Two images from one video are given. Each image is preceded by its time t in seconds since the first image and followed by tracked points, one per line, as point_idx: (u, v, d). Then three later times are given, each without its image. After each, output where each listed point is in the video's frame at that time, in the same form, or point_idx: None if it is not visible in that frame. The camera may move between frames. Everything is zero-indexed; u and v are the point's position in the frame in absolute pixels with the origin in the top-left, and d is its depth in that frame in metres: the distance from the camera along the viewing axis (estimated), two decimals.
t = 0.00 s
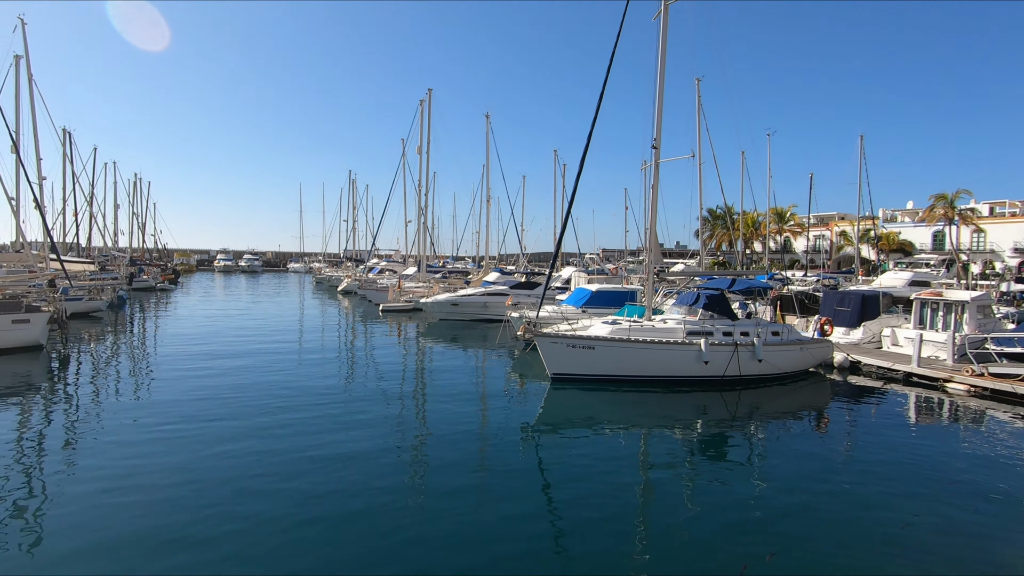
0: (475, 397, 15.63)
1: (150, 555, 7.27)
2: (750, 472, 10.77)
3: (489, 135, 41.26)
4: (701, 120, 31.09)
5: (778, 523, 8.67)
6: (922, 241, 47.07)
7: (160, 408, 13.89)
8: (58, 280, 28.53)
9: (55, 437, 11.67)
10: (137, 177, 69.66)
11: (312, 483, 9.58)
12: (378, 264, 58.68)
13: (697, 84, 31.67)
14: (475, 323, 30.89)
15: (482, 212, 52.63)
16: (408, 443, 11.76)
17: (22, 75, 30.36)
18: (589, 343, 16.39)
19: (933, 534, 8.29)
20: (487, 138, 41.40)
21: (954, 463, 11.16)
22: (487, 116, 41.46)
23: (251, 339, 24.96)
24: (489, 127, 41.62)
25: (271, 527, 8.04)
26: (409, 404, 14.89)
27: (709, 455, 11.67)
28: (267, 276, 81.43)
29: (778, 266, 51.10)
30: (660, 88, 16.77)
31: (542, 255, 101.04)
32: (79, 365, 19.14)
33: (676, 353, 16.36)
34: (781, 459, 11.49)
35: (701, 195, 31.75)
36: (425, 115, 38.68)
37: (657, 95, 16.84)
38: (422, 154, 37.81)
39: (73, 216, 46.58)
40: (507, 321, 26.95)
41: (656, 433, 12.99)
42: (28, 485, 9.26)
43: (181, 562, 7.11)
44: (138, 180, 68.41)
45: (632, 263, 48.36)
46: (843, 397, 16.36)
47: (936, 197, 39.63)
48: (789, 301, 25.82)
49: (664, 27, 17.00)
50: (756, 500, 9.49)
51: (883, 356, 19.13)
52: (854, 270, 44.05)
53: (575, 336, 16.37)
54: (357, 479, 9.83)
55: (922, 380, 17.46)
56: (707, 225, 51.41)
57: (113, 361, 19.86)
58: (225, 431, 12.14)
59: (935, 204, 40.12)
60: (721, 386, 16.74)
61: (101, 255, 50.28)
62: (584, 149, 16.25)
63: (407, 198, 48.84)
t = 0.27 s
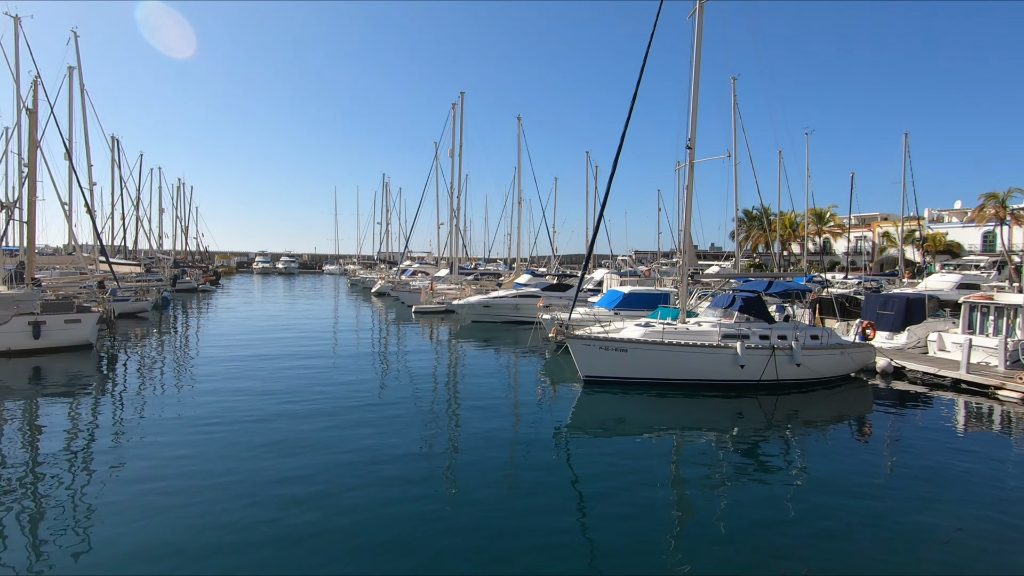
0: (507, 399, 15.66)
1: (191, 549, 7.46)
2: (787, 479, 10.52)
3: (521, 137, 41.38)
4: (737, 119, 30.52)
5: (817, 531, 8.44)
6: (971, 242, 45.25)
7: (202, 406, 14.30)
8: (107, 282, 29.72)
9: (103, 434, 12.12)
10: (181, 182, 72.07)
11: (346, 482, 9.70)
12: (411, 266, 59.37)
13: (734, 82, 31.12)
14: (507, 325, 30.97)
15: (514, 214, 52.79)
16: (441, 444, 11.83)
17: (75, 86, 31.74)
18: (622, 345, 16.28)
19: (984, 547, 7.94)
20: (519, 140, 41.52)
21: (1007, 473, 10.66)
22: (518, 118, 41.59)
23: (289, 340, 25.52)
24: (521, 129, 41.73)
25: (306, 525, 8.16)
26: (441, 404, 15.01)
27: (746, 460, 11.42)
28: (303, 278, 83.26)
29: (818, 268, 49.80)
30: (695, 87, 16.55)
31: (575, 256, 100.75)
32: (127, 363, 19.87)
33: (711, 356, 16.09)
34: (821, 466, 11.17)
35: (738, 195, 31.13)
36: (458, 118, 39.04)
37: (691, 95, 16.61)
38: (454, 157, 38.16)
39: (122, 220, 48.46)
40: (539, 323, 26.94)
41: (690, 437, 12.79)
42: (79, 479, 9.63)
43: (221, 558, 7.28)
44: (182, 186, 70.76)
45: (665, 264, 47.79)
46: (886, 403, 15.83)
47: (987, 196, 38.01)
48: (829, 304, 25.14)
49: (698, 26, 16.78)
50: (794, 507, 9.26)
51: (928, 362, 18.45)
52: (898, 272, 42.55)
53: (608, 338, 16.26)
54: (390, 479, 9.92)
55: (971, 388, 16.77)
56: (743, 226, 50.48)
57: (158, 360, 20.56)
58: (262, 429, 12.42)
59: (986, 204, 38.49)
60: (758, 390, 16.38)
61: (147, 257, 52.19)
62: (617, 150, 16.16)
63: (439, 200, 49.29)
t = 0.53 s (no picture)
0: (535, 400, 15.65)
1: (224, 546, 7.58)
2: (823, 485, 10.26)
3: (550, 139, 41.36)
4: (771, 118, 29.93)
5: (855, 540, 8.21)
6: (1018, 243, 43.49)
7: (237, 406, 14.63)
8: (149, 283, 30.75)
9: (144, 432, 12.50)
10: (218, 186, 74.16)
11: (376, 482, 9.77)
12: (440, 267, 59.86)
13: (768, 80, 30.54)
14: (536, 327, 30.96)
15: (542, 215, 52.75)
16: (469, 446, 11.84)
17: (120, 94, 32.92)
18: (653, 347, 16.11)
19: None
20: (548, 141, 41.52)
21: None
22: (547, 119, 41.58)
23: (321, 341, 25.99)
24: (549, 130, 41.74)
25: (336, 525, 8.22)
26: (470, 406, 15.08)
27: (780, 467, 11.14)
28: (334, 279, 84.83)
29: (855, 269, 48.52)
30: (727, 86, 16.29)
31: (604, 258, 100.18)
32: (166, 362, 20.49)
33: (744, 359, 15.79)
34: (859, 473, 10.87)
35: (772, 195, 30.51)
36: (487, 120, 39.26)
37: (723, 94, 16.36)
38: (483, 159, 38.39)
39: (162, 223, 50.10)
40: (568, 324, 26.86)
41: (722, 441, 12.58)
42: (120, 476, 9.92)
43: (253, 556, 7.38)
44: (219, 189, 72.77)
45: (696, 266, 47.16)
46: (928, 409, 15.31)
47: None
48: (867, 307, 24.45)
49: (731, 23, 16.53)
50: (830, 515, 9.03)
51: (973, 367, 17.78)
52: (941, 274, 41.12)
53: (638, 340, 16.11)
54: (418, 480, 9.96)
55: (1019, 394, 16.10)
56: (777, 226, 49.50)
57: (196, 359, 21.16)
58: (294, 429, 12.63)
59: None
60: (792, 395, 16.02)
61: (186, 258, 53.81)
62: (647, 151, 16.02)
63: (468, 202, 49.59)
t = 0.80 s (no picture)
0: (565, 402, 15.61)
1: (257, 544, 7.68)
2: (861, 491, 9.99)
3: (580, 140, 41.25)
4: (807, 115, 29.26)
5: (895, 547, 7.97)
6: None
7: (271, 405, 14.93)
8: (188, 284, 31.66)
9: (183, 430, 12.84)
10: (254, 190, 76.06)
11: (406, 481, 9.85)
12: (470, 268, 60.18)
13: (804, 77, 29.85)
14: (565, 328, 30.88)
15: (571, 216, 52.59)
16: (498, 447, 11.81)
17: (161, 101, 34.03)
18: (684, 349, 15.89)
19: None
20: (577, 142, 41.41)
21: None
22: (576, 120, 41.50)
23: (353, 342, 26.36)
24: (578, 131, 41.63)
25: (366, 525, 8.26)
26: (499, 406, 15.13)
27: (817, 473, 10.83)
28: (366, 280, 86.02)
29: (895, 270, 47.08)
30: (762, 83, 16.00)
31: (634, 259, 99.30)
32: (204, 362, 21.04)
33: (779, 362, 15.47)
34: (899, 479, 10.55)
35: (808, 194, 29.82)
36: (516, 122, 39.39)
37: (758, 91, 16.07)
38: (512, 161, 38.50)
39: (201, 226, 51.56)
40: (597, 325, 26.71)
41: (757, 445, 12.34)
42: (160, 474, 10.17)
43: (285, 554, 7.45)
44: (255, 193, 74.58)
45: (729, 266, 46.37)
46: (973, 414, 14.75)
47: None
48: (908, 308, 23.69)
49: (766, 20, 16.22)
50: (869, 521, 8.79)
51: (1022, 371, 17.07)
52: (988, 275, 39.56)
53: (669, 342, 15.93)
54: (447, 481, 9.96)
55: None
56: (812, 226, 48.38)
57: (234, 358, 21.72)
58: (327, 429, 12.80)
59: None
60: (830, 399, 15.60)
61: (223, 260, 55.28)
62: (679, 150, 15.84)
63: (497, 204, 49.73)
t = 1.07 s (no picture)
0: (598, 404, 15.51)
1: (296, 541, 7.80)
2: (908, 500, 9.64)
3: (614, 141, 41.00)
4: (851, 111, 28.37)
5: (943, 559, 7.68)
6: None
7: (309, 405, 15.22)
8: (230, 285, 32.58)
9: (226, 427, 13.20)
10: (292, 193, 77.91)
11: (440, 480, 9.95)
12: (503, 270, 60.35)
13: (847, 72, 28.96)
14: (599, 330, 30.68)
15: (605, 217, 52.21)
16: (532, 449, 11.77)
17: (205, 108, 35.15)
18: (722, 352, 15.61)
19: None
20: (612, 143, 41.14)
21: None
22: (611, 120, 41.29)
23: (389, 342, 26.69)
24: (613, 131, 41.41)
25: (402, 525, 8.32)
26: (533, 408, 15.13)
27: (862, 481, 10.47)
28: (400, 282, 87.08)
29: (944, 271, 45.32)
30: (803, 80, 15.60)
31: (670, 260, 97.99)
32: (246, 361, 21.64)
33: (821, 366, 15.05)
34: (948, 489, 10.13)
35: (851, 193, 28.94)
36: (550, 124, 39.40)
37: (799, 88, 15.67)
38: (546, 162, 38.54)
39: (242, 228, 53.04)
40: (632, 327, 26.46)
41: (797, 451, 12.04)
42: (205, 469, 10.46)
43: (323, 552, 7.55)
44: (293, 196, 76.36)
45: (768, 268, 45.34)
46: None
47: None
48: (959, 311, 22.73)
49: (807, 15, 15.82)
50: (915, 531, 8.49)
51: None
52: None
53: (706, 344, 15.67)
54: (481, 482, 9.97)
55: None
56: (856, 226, 47.02)
57: (274, 358, 22.27)
58: (362, 428, 12.98)
59: None
60: (875, 405, 15.09)
61: (263, 262, 56.72)
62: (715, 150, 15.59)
63: (531, 205, 49.72)
